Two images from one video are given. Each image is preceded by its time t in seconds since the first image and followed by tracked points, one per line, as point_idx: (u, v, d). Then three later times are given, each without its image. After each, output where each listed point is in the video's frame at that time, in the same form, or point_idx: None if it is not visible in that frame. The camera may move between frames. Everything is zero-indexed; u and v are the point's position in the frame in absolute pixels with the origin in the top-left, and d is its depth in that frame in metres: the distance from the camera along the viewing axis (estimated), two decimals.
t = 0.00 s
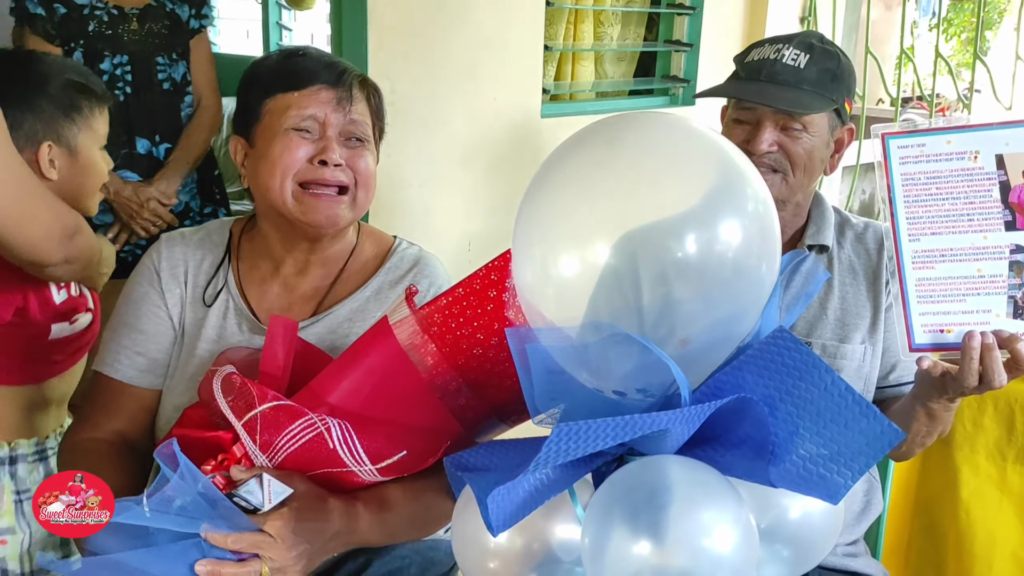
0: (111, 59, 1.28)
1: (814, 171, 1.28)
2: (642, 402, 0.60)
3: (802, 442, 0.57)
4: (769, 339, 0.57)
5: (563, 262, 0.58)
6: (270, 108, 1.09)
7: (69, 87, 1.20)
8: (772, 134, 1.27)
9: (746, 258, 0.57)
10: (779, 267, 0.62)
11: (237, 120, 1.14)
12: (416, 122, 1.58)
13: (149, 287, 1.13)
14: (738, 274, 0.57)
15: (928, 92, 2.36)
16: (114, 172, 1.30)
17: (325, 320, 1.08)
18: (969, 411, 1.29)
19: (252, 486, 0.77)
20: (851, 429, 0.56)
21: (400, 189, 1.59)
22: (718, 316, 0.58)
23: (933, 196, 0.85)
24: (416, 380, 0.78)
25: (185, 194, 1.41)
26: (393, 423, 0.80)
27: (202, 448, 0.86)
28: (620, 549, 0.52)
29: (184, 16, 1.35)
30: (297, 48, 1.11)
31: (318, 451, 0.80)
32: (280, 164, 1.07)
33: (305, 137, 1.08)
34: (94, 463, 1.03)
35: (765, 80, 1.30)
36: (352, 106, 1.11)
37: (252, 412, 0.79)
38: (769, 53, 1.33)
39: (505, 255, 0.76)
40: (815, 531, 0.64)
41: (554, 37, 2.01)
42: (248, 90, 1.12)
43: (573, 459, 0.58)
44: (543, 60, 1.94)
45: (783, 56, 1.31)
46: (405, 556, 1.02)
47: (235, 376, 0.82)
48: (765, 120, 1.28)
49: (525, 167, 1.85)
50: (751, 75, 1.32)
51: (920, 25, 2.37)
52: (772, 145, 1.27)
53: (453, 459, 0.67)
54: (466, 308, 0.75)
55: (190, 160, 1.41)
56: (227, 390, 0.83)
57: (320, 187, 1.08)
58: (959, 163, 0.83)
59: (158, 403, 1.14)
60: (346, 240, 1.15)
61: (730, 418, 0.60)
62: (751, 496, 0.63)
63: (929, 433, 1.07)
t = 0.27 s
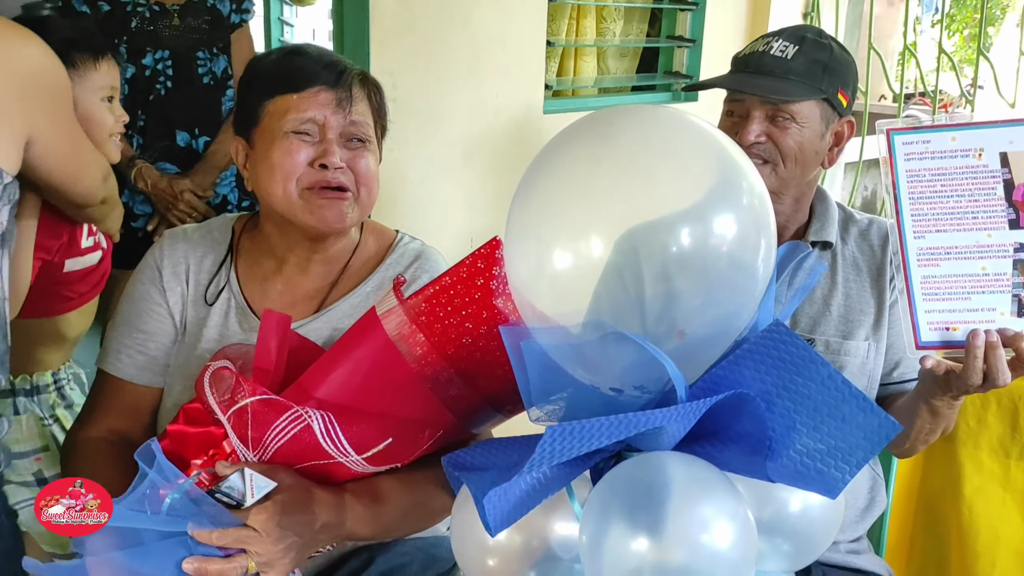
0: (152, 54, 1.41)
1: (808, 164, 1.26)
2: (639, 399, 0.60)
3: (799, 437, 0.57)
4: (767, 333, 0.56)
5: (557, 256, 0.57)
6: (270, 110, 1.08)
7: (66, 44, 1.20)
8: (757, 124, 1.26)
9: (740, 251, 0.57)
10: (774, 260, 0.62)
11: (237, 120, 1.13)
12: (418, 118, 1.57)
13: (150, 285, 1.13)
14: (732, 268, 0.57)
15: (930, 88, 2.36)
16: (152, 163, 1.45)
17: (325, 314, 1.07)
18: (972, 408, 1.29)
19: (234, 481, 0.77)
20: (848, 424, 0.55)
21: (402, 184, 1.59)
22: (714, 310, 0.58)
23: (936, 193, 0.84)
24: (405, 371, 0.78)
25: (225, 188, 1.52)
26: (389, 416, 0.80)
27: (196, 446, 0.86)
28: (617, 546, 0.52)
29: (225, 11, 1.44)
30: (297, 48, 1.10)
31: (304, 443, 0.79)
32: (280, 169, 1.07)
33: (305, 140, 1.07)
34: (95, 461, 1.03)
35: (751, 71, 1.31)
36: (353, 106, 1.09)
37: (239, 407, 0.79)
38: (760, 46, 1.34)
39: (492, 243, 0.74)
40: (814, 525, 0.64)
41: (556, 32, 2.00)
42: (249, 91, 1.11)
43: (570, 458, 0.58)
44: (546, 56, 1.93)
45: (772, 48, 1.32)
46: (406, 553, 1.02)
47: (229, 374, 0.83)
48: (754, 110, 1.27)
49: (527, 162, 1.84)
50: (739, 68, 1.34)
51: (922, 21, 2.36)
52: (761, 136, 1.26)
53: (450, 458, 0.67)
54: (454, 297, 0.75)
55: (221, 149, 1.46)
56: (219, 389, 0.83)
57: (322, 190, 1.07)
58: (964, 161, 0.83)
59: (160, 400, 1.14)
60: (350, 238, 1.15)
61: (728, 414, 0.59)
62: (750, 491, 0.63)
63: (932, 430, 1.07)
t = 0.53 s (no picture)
0: (162, 49, 1.53)
1: (808, 160, 1.25)
2: (640, 393, 0.60)
3: (799, 430, 0.57)
4: (767, 327, 0.56)
5: (559, 254, 0.57)
6: (267, 118, 1.08)
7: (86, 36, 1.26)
8: (757, 121, 1.26)
9: (742, 247, 0.57)
10: (775, 256, 0.62)
11: (234, 127, 1.12)
12: (420, 115, 1.57)
13: (152, 281, 1.13)
14: (733, 264, 0.57)
15: (932, 86, 2.36)
16: (162, 160, 1.56)
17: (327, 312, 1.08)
18: (974, 406, 1.28)
19: (244, 479, 0.77)
20: (848, 416, 0.55)
21: (404, 181, 1.59)
22: (715, 307, 0.58)
23: (936, 189, 0.84)
24: (410, 367, 0.78)
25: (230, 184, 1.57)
26: (391, 412, 0.80)
27: (198, 443, 0.85)
28: (620, 540, 0.52)
29: (236, 9, 1.55)
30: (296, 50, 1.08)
31: (312, 441, 0.80)
32: (277, 182, 1.08)
33: (302, 150, 1.08)
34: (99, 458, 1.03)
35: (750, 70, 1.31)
36: (349, 115, 1.09)
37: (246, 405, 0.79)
38: (761, 44, 1.34)
39: (500, 242, 0.74)
40: (815, 521, 0.64)
41: (557, 30, 2.00)
42: (247, 93, 1.10)
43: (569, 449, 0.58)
44: (547, 53, 1.93)
45: (772, 46, 1.31)
46: (409, 551, 1.02)
47: (234, 369, 0.83)
48: (754, 107, 1.27)
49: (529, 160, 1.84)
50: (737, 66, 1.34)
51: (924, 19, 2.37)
52: (762, 133, 1.26)
53: (455, 454, 0.66)
54: (462, 295, 0.75)
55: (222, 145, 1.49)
56: (222, 385, 0.82)
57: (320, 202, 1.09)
58: (961, 157, 0.83)
59: (163, 397, 1.14)
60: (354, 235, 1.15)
61: (727, 408, 0.59)
62: (752, 484, 0.63)
63: (934, 426, 1.07)
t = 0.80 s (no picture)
0: (162, 47, 1.55)
1: (824, 159, 1.28)
2: (641, 391, 0.59)
3: (801, 428, 0.57)
4: (769, 324, 0.56)
5: (561, 252, 0.57)
6: (254, 157, 1.03)
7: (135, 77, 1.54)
8: (777, 122, 1.26)
9: (745, 245, 0.57)
10: (779, 255, 0.62)
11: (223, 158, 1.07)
12: (421, 114, 1.57)
13: (157, 278, 1.13)
14: (736, 264, 0.57)
15: (934, 84, 2.36)
16: (160, 155, 1.58)
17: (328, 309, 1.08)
18: (977, 406, 1.27)
19: (249, 479, 0.78)
20: (849, 414, 0.55)
21: (406, 180, 1.59)
22: (718, 306, 0.58)
23: (936, 187, 0.84)
24: (413, 367, 0.77)
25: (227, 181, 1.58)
26: (393, 411, 0.80)
27: (202, 442, 0.85)
28: (621, 539, 0.52)
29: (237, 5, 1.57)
30: (285, 75, 1.02)
31: (317, 441, 0.80)
32: (271, 226, 1.04)
33: (292, 191, 1.03)
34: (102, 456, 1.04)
35: (771, 68, 1.28)
36: (338, 151, 1.02)
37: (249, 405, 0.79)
38: (776, 42, 1.31)
39: (504, 242, 0.74)
40: (817, 519, 0.64)
41: (558, 28, 2.00)
42: (234, 125, 1.04)
43: (570, 447, 0.57)
44: (548, 52, 1.93)
45: (790, 45, 1.29)
46: (411, 550, 1.02)
47: (237, 370, 0.83)
48: (773, 109, 1.26)
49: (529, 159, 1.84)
50: (757, 64, 1.30)
51: (926, 17, 2.37)
52: (782, 134, 1.26)
53: (456, 452, 0.66)
54: (465, 295, 0.75)
55: (217, 143, 1.49)
56: (228, 385, 0.82)
57: (315, 237, 1.06)
58: (964, 154, 0.82)
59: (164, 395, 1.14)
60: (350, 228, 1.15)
61: (728, 406, 0.59)
62: (753, 482, 0.63)
63: (936, 424, 1.06)
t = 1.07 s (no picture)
0: (159, 46, 1.59)
1: (830, 160, 1.30)
2: (646, 394, 0.60)
3: (806, 433, 0.57)
4: (774, 329, 0.56)
5: (564, 254, 0.57)
6: (253, 173, 1.02)
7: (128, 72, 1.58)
8: (791, 123, 1.26)
9: (750, 249, 0.57)
10: (784, 256, 0.62)
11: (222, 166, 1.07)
12: (422, 113, 1.57)
13: (160, 278, 1.13)
14: (741, 267, 0.57)
15: (936, 82, 2.35)
16: (156, 154, 1.65)
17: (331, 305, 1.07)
18: (979, 405, 1.27)
19: (254, 486, 0.76)
20: (855, 419, 0.55)
21: (407, 179, 1.58)
22: (723, 309, 0.57)
23: (938, 183, 0.83)
24: (418, 373, 0.77)
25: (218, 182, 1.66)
26: (397, 417, 0.79)
27: (206, 445, 0.85)
28: (624, 543, 0.52)
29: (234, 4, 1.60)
30: (282, 92, 1.00)
31: (321, 447, 0.80)
32: (272, 241, 1.04)
33: (293, 208, 1.02)
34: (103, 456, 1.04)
35: (790, 69, 1.26)
36: (339, 168, 1.01)
37: (254, 409, 0.79)
38: (792, 41, 1.29)
39: (509, 248, 0.74)
40: (821, 524, 0.63)
41: (559, 27, 1.99)
42: (233, 142, 1.03)
43: (574, 452, 0.57)
44: (549, 50, 1.92)
45: (807, 45, 1.27)
46: (412, 551, 1.02)
47: (243, 374, 0.82)
48: (787, 110, 1.27)
49: (530, 158, 1.83)
50: (772, 64, 1.29)
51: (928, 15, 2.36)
52: (796, 134, 1.26)
53: (457, 453, 0.66)
54: (470, 303, 0.75)
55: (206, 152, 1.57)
56: (231, 387, 0.82)
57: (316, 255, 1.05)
58: (965, 149, 0.82)
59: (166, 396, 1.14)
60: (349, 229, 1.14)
61: (733, 411, 0.59)
62: (758, 487, 0.63)
63: (938, 422, 1.06)
